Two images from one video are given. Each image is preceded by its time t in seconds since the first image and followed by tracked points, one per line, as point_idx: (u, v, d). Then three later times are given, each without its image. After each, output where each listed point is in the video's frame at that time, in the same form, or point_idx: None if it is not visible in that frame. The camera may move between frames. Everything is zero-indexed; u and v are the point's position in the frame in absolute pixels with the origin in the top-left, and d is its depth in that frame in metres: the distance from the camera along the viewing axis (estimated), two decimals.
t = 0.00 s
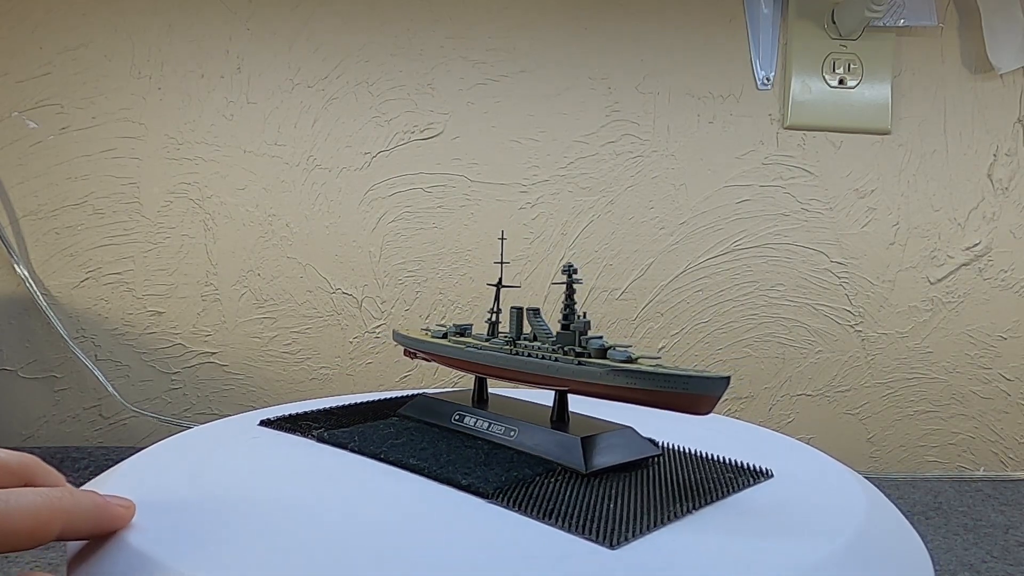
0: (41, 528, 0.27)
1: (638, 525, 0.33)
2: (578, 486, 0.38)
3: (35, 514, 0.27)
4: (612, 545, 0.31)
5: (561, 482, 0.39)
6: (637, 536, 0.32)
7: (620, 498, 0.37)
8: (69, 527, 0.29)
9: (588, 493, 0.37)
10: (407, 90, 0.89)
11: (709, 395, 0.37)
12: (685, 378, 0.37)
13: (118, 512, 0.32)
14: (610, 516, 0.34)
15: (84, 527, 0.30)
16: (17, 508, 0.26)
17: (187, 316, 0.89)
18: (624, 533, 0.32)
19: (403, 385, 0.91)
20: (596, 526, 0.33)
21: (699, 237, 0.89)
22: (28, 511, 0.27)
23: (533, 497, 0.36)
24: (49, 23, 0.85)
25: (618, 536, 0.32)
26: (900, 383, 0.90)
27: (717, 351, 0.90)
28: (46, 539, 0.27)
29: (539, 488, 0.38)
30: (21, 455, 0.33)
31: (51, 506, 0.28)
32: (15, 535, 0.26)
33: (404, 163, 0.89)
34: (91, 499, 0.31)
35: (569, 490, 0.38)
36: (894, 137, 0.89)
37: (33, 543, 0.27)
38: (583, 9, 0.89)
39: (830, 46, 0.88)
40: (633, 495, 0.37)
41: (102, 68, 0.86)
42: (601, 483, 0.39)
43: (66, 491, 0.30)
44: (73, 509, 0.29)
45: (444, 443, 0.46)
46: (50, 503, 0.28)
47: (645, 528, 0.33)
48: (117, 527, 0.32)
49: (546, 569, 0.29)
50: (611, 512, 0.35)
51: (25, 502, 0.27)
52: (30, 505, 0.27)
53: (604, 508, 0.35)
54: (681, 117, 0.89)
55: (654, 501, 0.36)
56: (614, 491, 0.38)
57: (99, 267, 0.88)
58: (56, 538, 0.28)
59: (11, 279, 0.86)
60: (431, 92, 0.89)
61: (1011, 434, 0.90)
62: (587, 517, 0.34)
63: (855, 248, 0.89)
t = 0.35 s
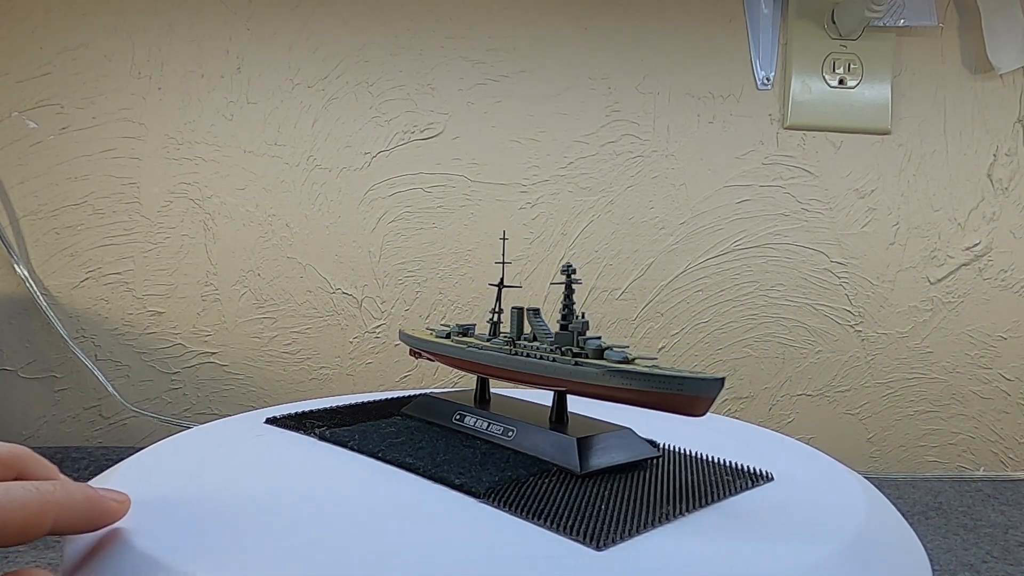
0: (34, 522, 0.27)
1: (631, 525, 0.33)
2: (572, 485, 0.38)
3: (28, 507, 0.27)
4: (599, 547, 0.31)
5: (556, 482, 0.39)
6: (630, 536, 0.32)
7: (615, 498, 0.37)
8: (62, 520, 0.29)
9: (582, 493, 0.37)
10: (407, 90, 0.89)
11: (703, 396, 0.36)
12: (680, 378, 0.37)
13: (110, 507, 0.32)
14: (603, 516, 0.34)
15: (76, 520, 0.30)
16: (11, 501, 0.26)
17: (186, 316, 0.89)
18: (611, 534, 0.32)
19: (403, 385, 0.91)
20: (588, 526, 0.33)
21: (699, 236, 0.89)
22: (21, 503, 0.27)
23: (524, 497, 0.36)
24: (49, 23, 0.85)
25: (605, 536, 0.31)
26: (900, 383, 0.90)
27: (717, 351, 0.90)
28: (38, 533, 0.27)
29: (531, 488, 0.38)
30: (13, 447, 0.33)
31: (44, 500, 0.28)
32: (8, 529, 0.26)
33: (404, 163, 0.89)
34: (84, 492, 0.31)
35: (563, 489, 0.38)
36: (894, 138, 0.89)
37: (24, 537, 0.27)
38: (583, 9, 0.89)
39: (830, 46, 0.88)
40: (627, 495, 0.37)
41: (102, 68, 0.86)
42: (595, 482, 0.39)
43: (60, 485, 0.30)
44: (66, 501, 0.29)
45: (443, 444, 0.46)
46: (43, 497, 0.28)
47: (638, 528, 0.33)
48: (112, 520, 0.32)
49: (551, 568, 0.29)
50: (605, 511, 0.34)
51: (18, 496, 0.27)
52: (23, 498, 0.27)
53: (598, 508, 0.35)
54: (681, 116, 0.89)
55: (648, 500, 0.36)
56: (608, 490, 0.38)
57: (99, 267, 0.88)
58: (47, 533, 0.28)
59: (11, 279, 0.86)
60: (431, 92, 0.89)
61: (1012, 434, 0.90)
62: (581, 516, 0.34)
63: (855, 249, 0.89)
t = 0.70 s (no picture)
0: (37, 524, 0.28)
1: (627, 525, 0.33)
2: (564, 486, 0.38)
3: (31, 510, 0.28)
4: (577, 549, 0.30)
5: (547, 482, 0.39)
6: (619, 536, 0.32)
7: (612, 498, 0.37)
8: (64, 523, 0.30)
9: (573, 494, 0.37)
10: (407, 90, 0.89)
11: (694, 399, 0.36)
12: (671, 381, 0.37)
13: (112, 513, 0.33)
14: (592, 517, 0.34)
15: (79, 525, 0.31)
16: (15, 503, 0.27)
17: (186, 316, 0.89)
18: (589, 537, 0.31)
19: (403, 385, 0.91)
20: (575, 526, 0.32)
21: (699, 236, 0.89)
22: (25, 506, 0.28)
23: (513, 498, 0.36)
24: (50, 23, 0.85)
25: (581, 539, 0.31)
26: (900, 383, 0.90)
27: (716, 351, 0.90)
28: (40, 535, 0.28)
29: (522, 489, 0.38)
30: (17, 455, 0.34)
31: (47, 504, 0.29)
32: (11, 530, 0.27)
33: (404, 163, 0.89)
34: (86, 496, 0.31)
35: (554, 490, 0.37)
36: (894, 138, 0.89)
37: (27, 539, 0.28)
38: (583, 9, 0.89)
39: (830, 46, 0.88)
40: (620, 495, 0.37)
41: (102, 68, 0.86)
42: (588, 482, 0.39)
43: (63, 489, 0.30)
44: (66, 505, 0.30)
45: (441, 443, 0.46)
46: (46, 500, 0.29)
47: (628, 528, 0.32)
48: (113, 525, 0.32)
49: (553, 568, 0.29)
50: (596, 512, 0.34)
51: (22, 498, 0.28)
52: (27, 501, 0.28)
53: (589, 508, 0.35)
54: (681, 116, 0.89)
55: (641, 500, 0.36)
56: (605, 491, 0.38)
57: (99, 267, 0.88)
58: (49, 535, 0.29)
59: (11, 279, 0.86)
60: (431, 92, 0.89)
61: (1011, 434, 0.90)
62: (571, 517, 0.34)
63: (855, 248, 0.89)
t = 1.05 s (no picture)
0: (42, 523, 0.28)
1: (624, 525, 0.33)
2: (559, 486, 0.38)
3: (35, 509, 0.28)
4: (558, 550, 0.30)
5: (542, 482, 0.39)
6: (608, 537, 0.31)
7: (610, 498, 0.36)
8: (68, 522, 0.30)
9: (571, 493, 0.37)
10: (407, 90, 0.89)
11: (685, 400, 0.36)
12: (663, 383, 0.36)
13: (116, 508, 0.33)
14: (582, 517, 0.34)
15: (84, 522, 0.31)
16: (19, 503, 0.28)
17: (186, 316, 0.89)
18: (574, 537, 0.31)
19: (403, 385, 0.91)
20: (563, 526, 0.32)
21: (699, 236, 0.89)
22: (29, 506, 0.28)
23: (504, 498, 0.36)
24: (50, 22, 0.85)
25: (564, 539, 0.31)
26: (900, 383, 0.90)
27: (716, 351, 0.90)
28: (46, 533, 0.29)
29: (519, 488, 0.37)
30: (19, 453, 0.34)
31: (52, 503, 0.29)
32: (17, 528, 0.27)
33: (404, 163, 0.89)
34: (91, 492, 0.32)
35: (548, 490, 0.37)
36: (894, 138, 0.89)
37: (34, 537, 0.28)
38: (583, 9, 0.89)
39: (830, 46, 0.88)
40: (614, 495, 0.37)
41: (102, 68, 0.86)
42: (583, 481, 0.39)
43: (66, 487, 0.31)
44: (71, 503, 0.30)
45: (440, 443, 0.46)
46: (50, 499, 0.29)
47: (618, 529, 0.32)
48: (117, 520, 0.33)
49: (551, 568, 0.29)
50: (587, 511, 0.34)
51: (27, 498, 0.28)
52: (31, 500, 0.28)
53: (582, 508, 0.35)
54: (682, 116, 0.89)
55: (634, 500, 0.36)
56: (603, 490, 0.38)
57: (99, 267, 0.87)
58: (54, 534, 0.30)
59: (11, 279, 0.86)
60: (431, 92, 0.89)
61: (1011, 433, 0.90)
62: (561, 517, 0.34)
63: (855, 248, 0.89)
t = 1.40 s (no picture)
0: (40, 514, 0.28)
1: (615, 525, 0.33)
2: (551, 486, 0.38)
3: (33, 500, 0.28)
4: (541, 550, 0.30)
5: (534, 482, 0.39)
6: (593, 538, 0.31)
7: (605, 497, 0.36)
8: (65, 515, 0.30)
9: (565, 493, 0.37)
10: (407, 90, 0.88)
11: (676, 402, 0.36)
12: (654, 384, 0.36)
13: (112, 501, 0.33)
14: (569, 518, 0.34)
15: (80, 515, 0.31)
16: (16, 494, 0.28)
17: (186, 316, 0.89)
18: (556, 538, 0.31)
19: (404, 385, 0.91)
20: (548, 527, 0.32)
21: (699, 236, 0.89)
22: (26, 496, 0.28)
23: (494, 498, 0.36)
24: (50, 23, 0.85)
25: (547, 540, 0.31)
26: (900, 383, 0.90)
27: (716, 352, 0.90)
28: (44, 524, 0.29)
29: (514, 488, 0.38)
30: (17, 453, 0.34)
31: (49, 494, 0.29)
32: (15, 519, 0.27)
33: (405, 163, 0.89)
34: (87, 485, 0.32)
35: (540, 491, 0.37)
36: (894, 137, 0.89)
37: (32, 529, 0.28)
38: (583, 9, 0.89)
39: (830, 46, 0.88)
40: (608, 495, 0.37)
41: (102, 68, 0.86)
42: (577, 482, 0.39)
43: (62, 481, 0.31)
44: (68, 495, 0.31)
45: (438, 443, 0.46)
46: (46, 491, 0.29)
47: (606, 530, 0.32)
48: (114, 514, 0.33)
49: (556, 569, 0.29)
50: (576, 512, 0.34)
51: (23, 489, 0.28)
52: (28, 491, 0.29)
53: (571, 509, 0.35)
54: (682, 116, 0.89)
55: (627, 500, 0.36)
56: (598, 490, 0.38)
57: (98, 267, 0.87)
58: (51, 527, 0.30)
59: (11, 279, 0.86)
60: (431, 92, 0.89)
61: (1012, 434, 0.90)
62: (548, 517, 0.34)
63: (855, 248, 0.89)
